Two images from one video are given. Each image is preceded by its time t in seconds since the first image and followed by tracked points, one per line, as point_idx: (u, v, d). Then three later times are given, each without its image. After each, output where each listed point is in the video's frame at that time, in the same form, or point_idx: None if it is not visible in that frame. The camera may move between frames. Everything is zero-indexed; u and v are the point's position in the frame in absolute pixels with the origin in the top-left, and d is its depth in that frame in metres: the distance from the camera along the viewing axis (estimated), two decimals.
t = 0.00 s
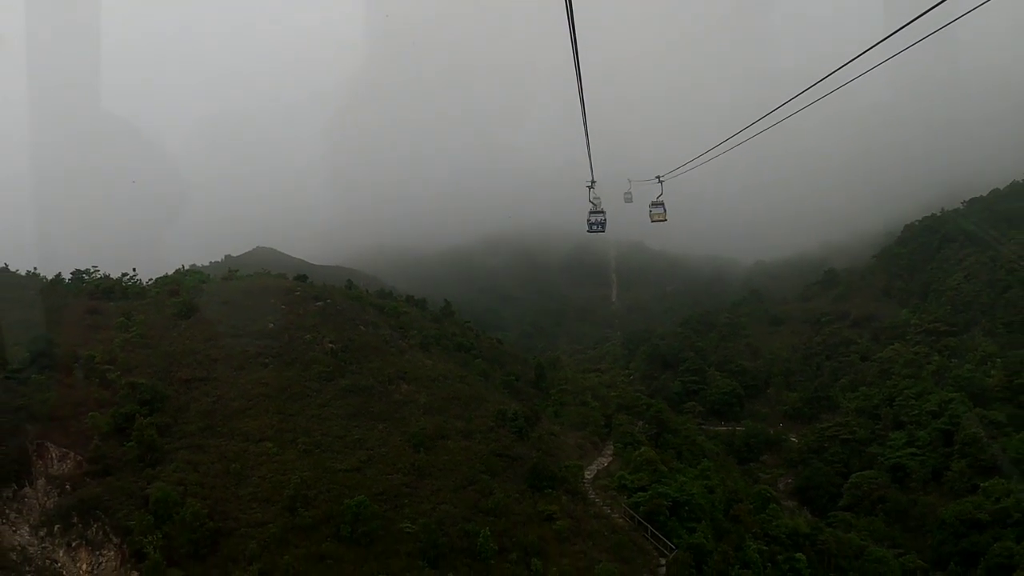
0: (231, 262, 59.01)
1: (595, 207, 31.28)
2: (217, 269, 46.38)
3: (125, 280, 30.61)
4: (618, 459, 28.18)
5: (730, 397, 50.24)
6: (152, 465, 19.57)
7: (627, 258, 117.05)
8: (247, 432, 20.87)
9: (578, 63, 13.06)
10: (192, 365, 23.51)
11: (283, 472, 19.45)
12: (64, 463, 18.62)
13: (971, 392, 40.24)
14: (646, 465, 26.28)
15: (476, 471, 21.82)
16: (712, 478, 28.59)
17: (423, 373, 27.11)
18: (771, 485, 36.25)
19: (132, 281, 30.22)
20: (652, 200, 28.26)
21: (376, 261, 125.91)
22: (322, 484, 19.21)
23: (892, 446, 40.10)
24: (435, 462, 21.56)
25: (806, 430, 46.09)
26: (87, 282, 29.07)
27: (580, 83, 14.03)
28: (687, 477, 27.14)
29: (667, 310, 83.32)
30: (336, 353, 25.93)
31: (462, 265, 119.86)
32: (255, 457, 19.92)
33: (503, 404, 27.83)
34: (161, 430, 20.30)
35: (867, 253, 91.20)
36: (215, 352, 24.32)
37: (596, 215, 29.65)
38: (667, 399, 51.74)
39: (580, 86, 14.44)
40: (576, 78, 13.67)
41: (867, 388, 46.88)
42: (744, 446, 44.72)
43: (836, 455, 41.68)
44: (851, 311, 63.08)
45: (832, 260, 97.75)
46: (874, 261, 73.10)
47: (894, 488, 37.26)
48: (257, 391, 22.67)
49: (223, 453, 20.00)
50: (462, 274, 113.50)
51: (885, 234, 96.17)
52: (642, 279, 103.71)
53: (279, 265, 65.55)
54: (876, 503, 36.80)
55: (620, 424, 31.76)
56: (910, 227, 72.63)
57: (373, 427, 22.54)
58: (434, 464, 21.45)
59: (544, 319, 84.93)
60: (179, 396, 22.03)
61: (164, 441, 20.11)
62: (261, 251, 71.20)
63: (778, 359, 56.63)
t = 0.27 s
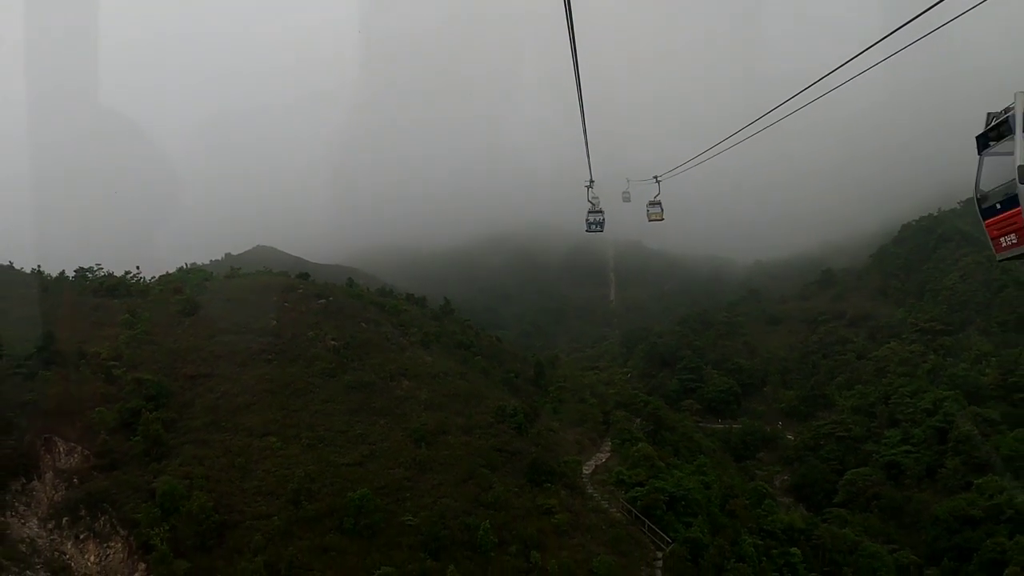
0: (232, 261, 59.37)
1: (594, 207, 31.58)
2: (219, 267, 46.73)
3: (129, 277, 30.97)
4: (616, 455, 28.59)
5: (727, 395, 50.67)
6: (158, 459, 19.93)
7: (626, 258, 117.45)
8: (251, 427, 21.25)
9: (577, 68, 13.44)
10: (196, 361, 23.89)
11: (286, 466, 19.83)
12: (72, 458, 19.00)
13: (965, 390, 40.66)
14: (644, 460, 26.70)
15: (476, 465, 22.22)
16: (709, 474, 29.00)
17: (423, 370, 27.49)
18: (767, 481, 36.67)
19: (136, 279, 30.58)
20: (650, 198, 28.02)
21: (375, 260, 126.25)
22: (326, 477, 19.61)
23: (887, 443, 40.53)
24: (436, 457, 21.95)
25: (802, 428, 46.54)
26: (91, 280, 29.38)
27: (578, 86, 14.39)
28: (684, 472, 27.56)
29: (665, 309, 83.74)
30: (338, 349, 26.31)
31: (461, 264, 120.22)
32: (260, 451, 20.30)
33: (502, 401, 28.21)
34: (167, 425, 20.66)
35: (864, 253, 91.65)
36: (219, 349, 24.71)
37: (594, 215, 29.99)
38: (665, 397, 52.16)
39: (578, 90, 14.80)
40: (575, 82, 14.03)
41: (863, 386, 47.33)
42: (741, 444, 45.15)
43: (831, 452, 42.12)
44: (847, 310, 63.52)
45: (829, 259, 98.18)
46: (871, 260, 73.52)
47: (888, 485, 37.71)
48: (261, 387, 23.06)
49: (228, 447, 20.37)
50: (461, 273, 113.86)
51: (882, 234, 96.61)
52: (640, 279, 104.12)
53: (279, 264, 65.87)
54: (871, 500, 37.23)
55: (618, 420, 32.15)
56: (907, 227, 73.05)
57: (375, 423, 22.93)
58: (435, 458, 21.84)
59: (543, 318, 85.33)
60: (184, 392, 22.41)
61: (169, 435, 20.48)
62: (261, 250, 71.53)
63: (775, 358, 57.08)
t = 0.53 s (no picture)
0: (231, 259, 59.64)
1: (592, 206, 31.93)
2: (220, 265, 47.03)
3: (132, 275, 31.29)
4: (614, 451, 29.01)
5: (724, 393, 51.09)
6: (164, 454, 20.29)
7: (623, 257, 117.86)
8: (255, 422, 21.64)
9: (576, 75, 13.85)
10: (200, 358, 24.26)
11: (290, 460, 20.23)
12: (79, 452, 19.34)
13: (960, 388, 41.11)
14: (641, 455, 27.17)
15: (477, 459, 22.65)
16: (705, 469, 29.46)
17: (424, 366, 27.88)
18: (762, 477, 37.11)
19: (138, 277, 30.90)
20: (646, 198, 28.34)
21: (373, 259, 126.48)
22: (329, 471, 20.03)
23: (882, 440, 40.99)
24: (437, 451, 22.37)
25: (798, 425, 47.01)
26: (94, 278, 29.70)
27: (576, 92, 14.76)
28: (681, 467, 28.00)
29: (662, 307, 84.14)
30: (340, 346, 26.70)
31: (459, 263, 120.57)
32: (264, 446, 20.70)
33: (502, 397, 28.62)
34: (172, 420, 21.04)
35: (860, 252, 92.16)
36: (222, 346, 25.09)
37: (592, 215, 30.35)
38: (662, 395, 52.58)
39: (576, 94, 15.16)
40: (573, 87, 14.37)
41: (858, 383, 47.80)
42: (737, 440, 45.57)
43: (827, 449, 42.59)
44: (843, 309, 63.99)
45: (826, 258, 98.70)
46: (867, 259, 74.00)
47: (883, 481, 38.17)
48: (265, 383, 23.45)
49: (233, 442, 20.76)
50: (459, 272, 114.15)
51: (878, 233, 97.14)
52: (638, 278, 104.53)
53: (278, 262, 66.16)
54: (866, 496, 37.66)
55: (616, 417, 32.58)
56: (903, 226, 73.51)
57: (377, 418, 23.32)
58: (436, 453, 22.25)
59: (541, 316, 85.68)
60: (189, 388, 22.79)
61: (175, 430, 20.85)
62: (260, 248, 71.80)
63: (772, 356, 57.54)
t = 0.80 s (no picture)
0: (231, 258, 59.98)
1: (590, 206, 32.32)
2: (221, 264, 47.44)
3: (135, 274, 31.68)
4: (611, 447, 29.46)
5: (721, 391, 51.55)
6: (169, 449, 20.63)
7: (621, 257, 118.36)
8: (258, 418, 22.02)
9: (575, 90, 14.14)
10: (203, 356, 24.62)
11: (293, 455, 20.61)
12: (85, 447, 19.68)
13: (954, 386, 41.58)
14: (637, 452, 27.65)
15: (477, 455, 23.08)
16: (701, 465, 29.92)
17: (424, 363, 28.29)
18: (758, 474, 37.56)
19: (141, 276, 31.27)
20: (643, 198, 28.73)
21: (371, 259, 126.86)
22: (331, 466, 20.44)
23: (876, 438, 41.47)
24: (437, 447, 22.77)
25: (793, 423, 47.49)
26: (97, 277, 30.06)
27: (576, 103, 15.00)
28: (677, 464, 28.46)
29: (659, 307, 84.62)
30: (341, 344, 27.10)
31: (457, 262, 120.96)
32: (268, 441, 21.10)
33: (500, 394, 29.04)
34: (177, 417, 21.39)
35: (856, 252, 92.74)
36: (225, 345, 25.49)
37: (590, 215, 30.75)
38: (659, 393, 53.03)
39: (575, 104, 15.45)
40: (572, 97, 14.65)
41: (853, 382, 48.29)
42: (733, 438, 46.04)
43: (822, 447, 43.06)
44: (839, 308, 64.51)
45: (822, 258, 99.29)
46: (863, 259, 74.54)
47: (878, 478, 38.63)
48: (267, 380, 23.84)
49: (237, 437, 21.13)
50: (457, 271, 114.50)
51: (874, 233, 97.76)
52: (635, 277, 105.04)
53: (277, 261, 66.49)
54: (860, 492, 38.11)
55: (613, 414, 33.05)
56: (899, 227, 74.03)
57: (378, 414, 23.74)
58: (436, 448, 22.66)
59: (539, 316, 86.10)
60: (193, 385, 23.18)
61: (179, 426, 21.20)
62: (259, 248, 72.10)
63: (768, 355, 58.03)
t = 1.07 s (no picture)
0: (231, 258, 60.33)
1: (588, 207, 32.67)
2: (222, 263, 47.85)
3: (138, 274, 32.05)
4: (609, 444, 29.89)
5: (718, 389, 51.99)
6: (174, 445, 21.01)
7: (620, 257, 118.81)
8: (262, 415, 22.43)
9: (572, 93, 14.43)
10: (207, 354, 25.01)
11: (296, 451, 21.02)
12: (91, 443, 20.04)
13: (948, 385, 42.03)
14: (634, 448, 28.09)
15: (476, 450, 23.50)
16: (697, 462, 30.36)
17: (424, 361, 28.70)
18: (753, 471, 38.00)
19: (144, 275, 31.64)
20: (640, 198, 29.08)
21: (370, 259, 127.17)
22: (334, 461, 20.86)
23: (871, 435, 41.92)
24: (437, 443, 23.19)
25: (789, 421, 47.94)
26: (101, 276, 30.42)
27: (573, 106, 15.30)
28: (673, 460, 28.90)
29: (657, 306, 85.05)
30: (342, 342, 27.52)
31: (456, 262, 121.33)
32: (271, 437, 21.51)
33: (500, 391, 29.45)
34: (182, 414, 21.76)
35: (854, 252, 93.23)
36: (229, 343, 25.91)
37: (588, 215, 31.12)
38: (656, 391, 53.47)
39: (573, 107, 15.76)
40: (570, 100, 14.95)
41: (849, 380, 48.76)
42: (730, 436, 46.48)
43: (817, 444, 43.51)
44: (835, 307, 64.98)
45: (819, 257, 99.78)
46: (860, 259, 75.02)
47: (873, 475, 39.08)
48: (270, 377, 24.24)
49: (241, 433, 21.52)
50: (456, 271, 114.85)
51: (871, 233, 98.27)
52: (633, 277, 105.49)
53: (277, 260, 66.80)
54: (855, 489, 38.55)
55: (610, 411, 33.47)
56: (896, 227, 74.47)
57: (380, 410, 24.17)
58: (437, 444, 23.08)
59: (537, 315, 86.49)
60: (197, 382, 23.57)
61: (184, 423, 21.58)
62: (259, 248, 72.41)
63: (764, 354, 58.50)
